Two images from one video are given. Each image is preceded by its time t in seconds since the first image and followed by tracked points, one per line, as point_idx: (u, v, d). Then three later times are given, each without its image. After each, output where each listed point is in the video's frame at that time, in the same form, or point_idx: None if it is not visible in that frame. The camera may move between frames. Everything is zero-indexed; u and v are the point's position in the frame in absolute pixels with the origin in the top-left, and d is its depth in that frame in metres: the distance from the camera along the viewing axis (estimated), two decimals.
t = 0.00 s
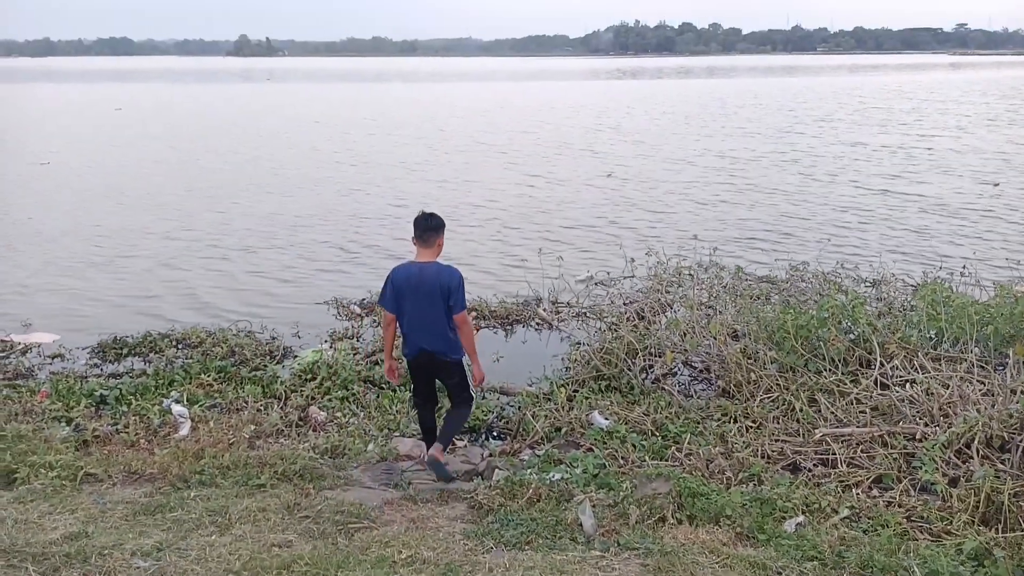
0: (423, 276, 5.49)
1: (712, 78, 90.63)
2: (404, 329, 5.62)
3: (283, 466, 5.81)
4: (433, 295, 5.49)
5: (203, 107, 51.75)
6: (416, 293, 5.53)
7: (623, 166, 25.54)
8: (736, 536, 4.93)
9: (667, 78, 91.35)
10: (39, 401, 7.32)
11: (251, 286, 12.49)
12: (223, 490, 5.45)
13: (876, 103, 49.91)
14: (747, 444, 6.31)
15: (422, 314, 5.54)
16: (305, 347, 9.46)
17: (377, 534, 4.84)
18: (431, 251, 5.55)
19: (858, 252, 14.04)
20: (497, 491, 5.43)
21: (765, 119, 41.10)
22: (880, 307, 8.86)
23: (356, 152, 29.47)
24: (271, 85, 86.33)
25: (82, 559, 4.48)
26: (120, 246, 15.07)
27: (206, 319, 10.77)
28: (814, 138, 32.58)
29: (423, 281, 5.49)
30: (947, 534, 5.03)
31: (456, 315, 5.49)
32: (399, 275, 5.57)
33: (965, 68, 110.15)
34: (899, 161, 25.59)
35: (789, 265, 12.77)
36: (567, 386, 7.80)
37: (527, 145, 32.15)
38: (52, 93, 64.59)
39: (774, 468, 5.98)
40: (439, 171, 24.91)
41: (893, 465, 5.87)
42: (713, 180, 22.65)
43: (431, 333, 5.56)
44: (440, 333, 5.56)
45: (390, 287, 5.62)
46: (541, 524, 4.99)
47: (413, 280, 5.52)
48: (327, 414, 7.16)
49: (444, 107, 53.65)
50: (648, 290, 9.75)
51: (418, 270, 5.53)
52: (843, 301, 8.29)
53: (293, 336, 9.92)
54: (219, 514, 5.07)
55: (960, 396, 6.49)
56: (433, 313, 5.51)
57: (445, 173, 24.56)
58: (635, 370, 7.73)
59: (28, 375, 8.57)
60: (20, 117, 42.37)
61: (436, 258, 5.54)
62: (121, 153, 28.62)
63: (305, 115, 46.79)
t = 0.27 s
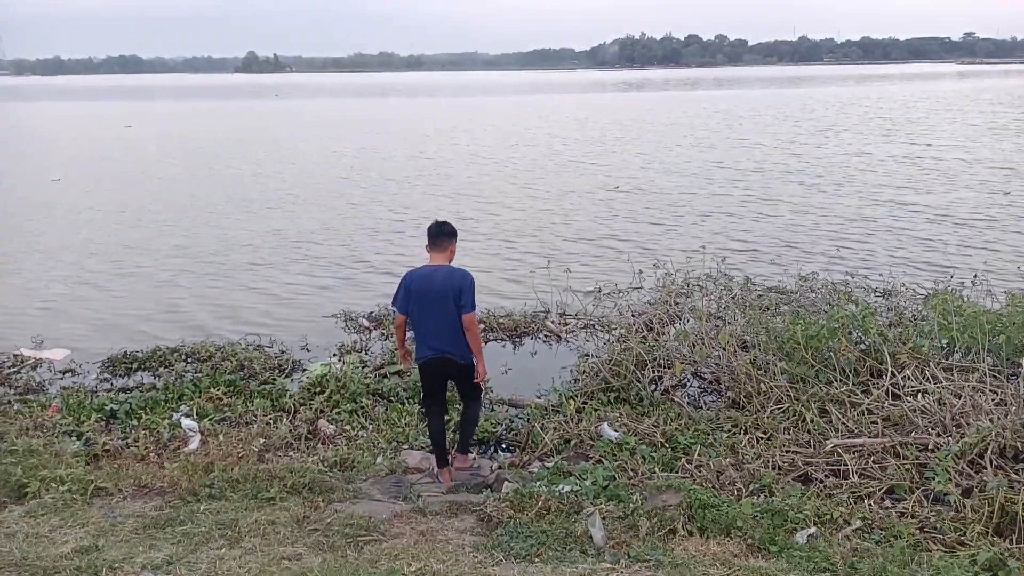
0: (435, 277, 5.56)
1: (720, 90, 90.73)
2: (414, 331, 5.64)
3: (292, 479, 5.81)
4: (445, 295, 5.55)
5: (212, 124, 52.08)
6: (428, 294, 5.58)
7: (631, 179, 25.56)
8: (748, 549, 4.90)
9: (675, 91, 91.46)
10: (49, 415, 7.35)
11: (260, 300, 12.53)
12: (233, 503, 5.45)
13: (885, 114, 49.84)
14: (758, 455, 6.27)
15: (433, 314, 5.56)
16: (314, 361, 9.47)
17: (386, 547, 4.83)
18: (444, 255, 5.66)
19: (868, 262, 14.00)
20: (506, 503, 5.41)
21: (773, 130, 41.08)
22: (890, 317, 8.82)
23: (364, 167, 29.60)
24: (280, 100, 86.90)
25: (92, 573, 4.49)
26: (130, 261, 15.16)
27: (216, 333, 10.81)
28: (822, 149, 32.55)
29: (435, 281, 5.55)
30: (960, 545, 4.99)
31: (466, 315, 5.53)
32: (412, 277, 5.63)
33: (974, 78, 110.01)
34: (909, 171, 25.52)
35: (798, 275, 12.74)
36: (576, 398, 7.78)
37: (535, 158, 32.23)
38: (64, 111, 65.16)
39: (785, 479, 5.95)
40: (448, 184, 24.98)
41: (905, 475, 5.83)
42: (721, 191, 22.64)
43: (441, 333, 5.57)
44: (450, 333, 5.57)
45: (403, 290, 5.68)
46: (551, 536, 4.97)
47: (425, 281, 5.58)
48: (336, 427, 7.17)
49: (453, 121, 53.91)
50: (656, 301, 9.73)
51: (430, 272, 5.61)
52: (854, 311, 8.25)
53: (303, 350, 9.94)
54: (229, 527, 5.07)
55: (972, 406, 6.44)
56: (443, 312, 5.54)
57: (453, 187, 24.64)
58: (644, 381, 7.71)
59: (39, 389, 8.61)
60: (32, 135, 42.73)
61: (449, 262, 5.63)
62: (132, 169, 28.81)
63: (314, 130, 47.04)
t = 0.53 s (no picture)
0: (456, 278, 5.67)
1: (724, 90, 90.67)
2: (432, 329, 5.71)
3: (296, 476, 5.82)
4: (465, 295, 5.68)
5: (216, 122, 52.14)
6: (449, 293, 5.67)
7: (635, 178, 25.56)
8: (750, 548, 4.91)
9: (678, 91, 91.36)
10: (53, 411, 7.38)
11: (264, 298, 12.56)
12: (235, 500, 5.46)
13: (889, 115, 49.75)
14: (761, 455, 6.28)
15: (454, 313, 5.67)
16: (318, 359, 9.48)
17: (389, 545, 4.84)
18: (459, 257, 5.79)
19: (872, 263, 13.99)
20: (510, 502, 5.42)
21: (778, 131, 41.04)
22: (894, 319, 8.81)
23: (368, 165, 29.63)
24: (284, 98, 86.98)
25: (94, 569, 4.51)
26: (134, 258, 15.20)
27: (219, 331, 10.82)
28: (827, 149, 32.50)
29: (456, 282, 5.66)
30: (962, 545, 4.99)
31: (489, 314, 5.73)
32: (431, 276, 5.71)
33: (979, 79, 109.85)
34: (914, 172, 25.48)
35: (802, 276, 12.74)
36: (580, 397, 7.79)
37: (539, 157, 32.23)
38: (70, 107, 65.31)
39: (788, 479, 5.95)
40: (451, 183, 24.99)
41: (907, 475, 5.83)
42: (725, 191, 22.63)
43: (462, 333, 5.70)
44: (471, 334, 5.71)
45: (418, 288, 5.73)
46: (554, 535, 4.98)
47: (447, 282, 5.67)
48: (339, 425, 7.18)
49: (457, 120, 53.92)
50: (661, 301, 9.73)
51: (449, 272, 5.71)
52: (857, 312, 8.24)
53: (306, 347, 9.96)
54: (231, 524, 5.08)
55: (975, 407, 6.44)
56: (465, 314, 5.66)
57: (457, 185, 24.64)
58: (648, 381, 7.72)
59: (42, 386, 8.64)
60: (36, 131, 42.80)
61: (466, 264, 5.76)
62: (136, 166, 28.87)
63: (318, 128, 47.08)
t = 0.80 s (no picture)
0: (473, 278, 5.99)
1: (724, 88, 90.59)
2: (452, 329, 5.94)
3: (295, 474, 5.81)
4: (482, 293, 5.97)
5: (216, 119, 52.09)
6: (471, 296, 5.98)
7: (634, 176, 25.53)
8: (750, 546, 4.90)
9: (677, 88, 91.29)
10: (51, 410, 7.36)
11: (263, 295, 12.54)
12: (235, 499, 5.45)
13: (888, 112, 49.75)
14: (760, 453, 6.27)
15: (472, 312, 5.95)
16: (317, 357, 9.47)
17: (389, 543, 4.84)
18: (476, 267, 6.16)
19: (871, 260, 13.98)
20: (509, 499, 5.41)
21: (777, 128, 41.03)
22: (894, 316, 8.80)
23: (367, 163, 29.60)
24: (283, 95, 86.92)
25: (93, 567, 4.50)
26: (134, 256, 15.17)
27: (218, 328, 10.81)
28: (826, 147, 32.50)
29: (479, 285, 5.99)
30: (963, 543, 4.98)
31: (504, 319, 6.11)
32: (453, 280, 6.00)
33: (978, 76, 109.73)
34: (914, 169, 25.48)
35: (801, 274, 12.72)
36: (579, 395, 7.78)
37: (538, 154, 32.21)
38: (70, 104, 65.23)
39: (788, 476, 5.95)
40: (450, 181, 24.96)
41: (908, 473, 5.82)
42: (725, 189, 22.62)
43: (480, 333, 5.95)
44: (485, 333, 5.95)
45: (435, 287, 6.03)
46: (554, 532, 4.97)
47: (471, 285, 5.99)
48: (339, 422, 7.17)
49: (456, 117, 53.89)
50: (661, 299, 9.71)
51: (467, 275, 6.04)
52: (857, 309, 8.23)
53: (306, 345, 9.94)
54: (230, 522, 5.07)
55: (975, 404, 6.43)
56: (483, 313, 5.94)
57: (456, 183, 24.60)
58: (647, 379, 7.71)
59: (41, 383, 8.62)
60: (35, 129, 42.73)
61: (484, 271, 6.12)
62: (135, 164, 28.84)
63: (317, 126, 47.04)
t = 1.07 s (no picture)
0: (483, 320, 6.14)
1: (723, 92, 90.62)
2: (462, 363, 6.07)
3: (295, 480, 5.80)
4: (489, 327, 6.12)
5: (216, 125, 52.16)
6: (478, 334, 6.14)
7: (634, 180, 25.55)
8: (750, 551, 4.89)
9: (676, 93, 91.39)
10: (51, 416, 7.35)
11: (263, 301, 12.54)
12: (234, 505, 5.45)
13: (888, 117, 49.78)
14: (761, 457, 6.26)
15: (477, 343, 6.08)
16: (316, 362, 9.47)
17: (389, 549, 4.82)
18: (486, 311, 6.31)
19: (871, 264, 13.98)
20: (510, 505, 5.40)
21: (776, 132, 41.08)
22: (894, 320, 8.79)
23: (367, 168, 29.60)
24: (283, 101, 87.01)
25: (92, 574, 4.50)
26: (133, 261, 15.17)
27: (218, 334, 10.81)
28: (826, 151, 32.52)
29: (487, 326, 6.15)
30: (964, 547, 4.97)
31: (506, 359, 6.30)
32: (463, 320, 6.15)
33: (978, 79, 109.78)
34: (913, 174, 25.48)
35: (802, 278, 12.72)
36: (580, 400, 7.78)
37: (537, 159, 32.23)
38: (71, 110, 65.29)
39: (789, 481, 5.94)
40: (450, 186, 24.98)
41: (909, 477, 5.81)
42: (724, 193, 22.63)
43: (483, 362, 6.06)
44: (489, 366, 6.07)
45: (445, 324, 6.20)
46: (554, 538, 4.96)
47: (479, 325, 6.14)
48: (339, 428, 7.16)
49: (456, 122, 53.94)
50: (661, 303, 9.71)
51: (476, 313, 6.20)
52: (857, 314, 8.23)
53: (306, 351, 9.94)
54: (230, 528, 5.06)
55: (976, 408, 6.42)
56: (489, 347, 6.08)
57: (456, 188, 24.62)
58: (648, 383, 7.71)
59: (41, 390, 8.62)
60: (35, 135, 42.76)
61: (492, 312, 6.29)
62: (135, 169, 28.87)
63: (317, 131, 47.09)
